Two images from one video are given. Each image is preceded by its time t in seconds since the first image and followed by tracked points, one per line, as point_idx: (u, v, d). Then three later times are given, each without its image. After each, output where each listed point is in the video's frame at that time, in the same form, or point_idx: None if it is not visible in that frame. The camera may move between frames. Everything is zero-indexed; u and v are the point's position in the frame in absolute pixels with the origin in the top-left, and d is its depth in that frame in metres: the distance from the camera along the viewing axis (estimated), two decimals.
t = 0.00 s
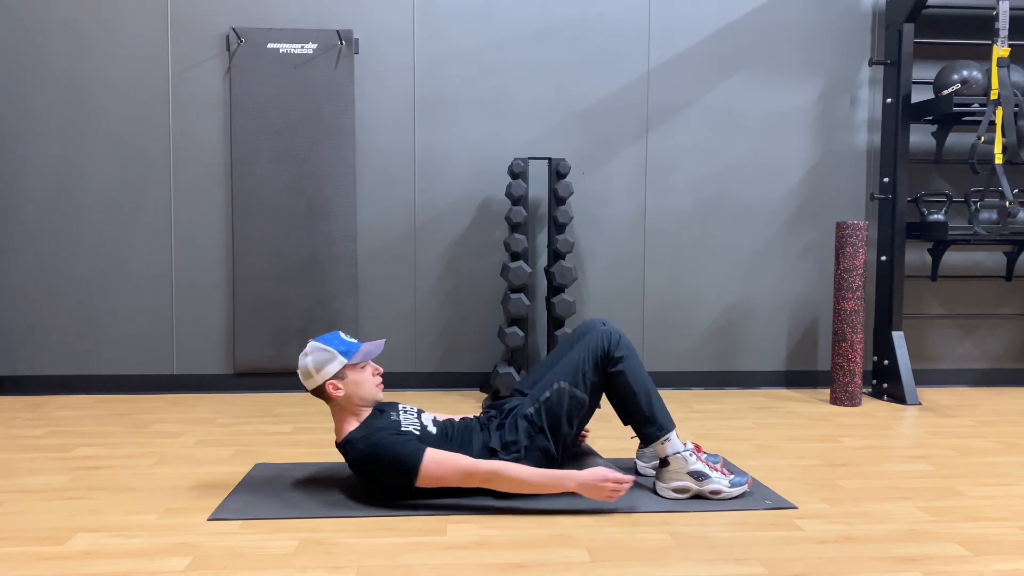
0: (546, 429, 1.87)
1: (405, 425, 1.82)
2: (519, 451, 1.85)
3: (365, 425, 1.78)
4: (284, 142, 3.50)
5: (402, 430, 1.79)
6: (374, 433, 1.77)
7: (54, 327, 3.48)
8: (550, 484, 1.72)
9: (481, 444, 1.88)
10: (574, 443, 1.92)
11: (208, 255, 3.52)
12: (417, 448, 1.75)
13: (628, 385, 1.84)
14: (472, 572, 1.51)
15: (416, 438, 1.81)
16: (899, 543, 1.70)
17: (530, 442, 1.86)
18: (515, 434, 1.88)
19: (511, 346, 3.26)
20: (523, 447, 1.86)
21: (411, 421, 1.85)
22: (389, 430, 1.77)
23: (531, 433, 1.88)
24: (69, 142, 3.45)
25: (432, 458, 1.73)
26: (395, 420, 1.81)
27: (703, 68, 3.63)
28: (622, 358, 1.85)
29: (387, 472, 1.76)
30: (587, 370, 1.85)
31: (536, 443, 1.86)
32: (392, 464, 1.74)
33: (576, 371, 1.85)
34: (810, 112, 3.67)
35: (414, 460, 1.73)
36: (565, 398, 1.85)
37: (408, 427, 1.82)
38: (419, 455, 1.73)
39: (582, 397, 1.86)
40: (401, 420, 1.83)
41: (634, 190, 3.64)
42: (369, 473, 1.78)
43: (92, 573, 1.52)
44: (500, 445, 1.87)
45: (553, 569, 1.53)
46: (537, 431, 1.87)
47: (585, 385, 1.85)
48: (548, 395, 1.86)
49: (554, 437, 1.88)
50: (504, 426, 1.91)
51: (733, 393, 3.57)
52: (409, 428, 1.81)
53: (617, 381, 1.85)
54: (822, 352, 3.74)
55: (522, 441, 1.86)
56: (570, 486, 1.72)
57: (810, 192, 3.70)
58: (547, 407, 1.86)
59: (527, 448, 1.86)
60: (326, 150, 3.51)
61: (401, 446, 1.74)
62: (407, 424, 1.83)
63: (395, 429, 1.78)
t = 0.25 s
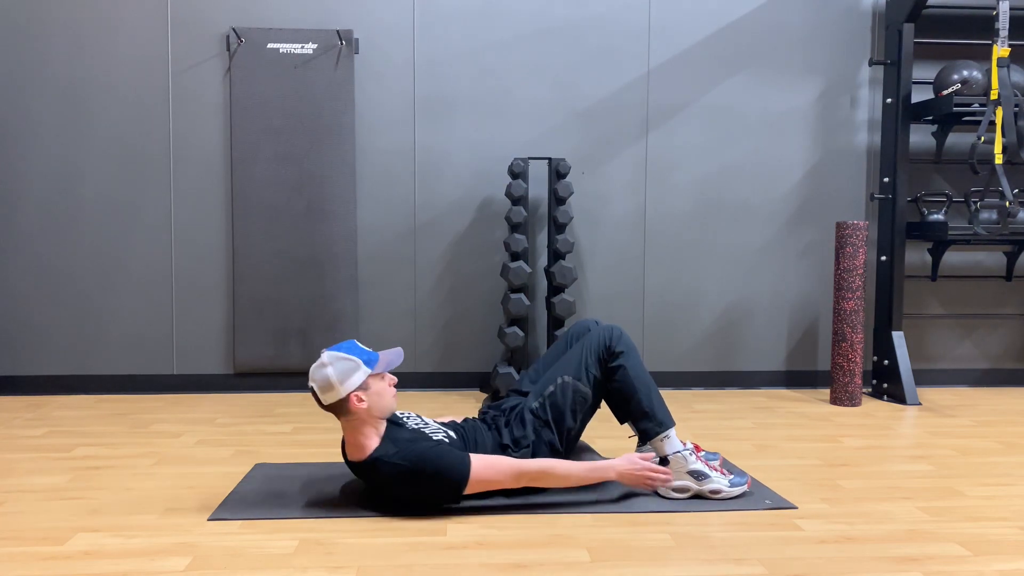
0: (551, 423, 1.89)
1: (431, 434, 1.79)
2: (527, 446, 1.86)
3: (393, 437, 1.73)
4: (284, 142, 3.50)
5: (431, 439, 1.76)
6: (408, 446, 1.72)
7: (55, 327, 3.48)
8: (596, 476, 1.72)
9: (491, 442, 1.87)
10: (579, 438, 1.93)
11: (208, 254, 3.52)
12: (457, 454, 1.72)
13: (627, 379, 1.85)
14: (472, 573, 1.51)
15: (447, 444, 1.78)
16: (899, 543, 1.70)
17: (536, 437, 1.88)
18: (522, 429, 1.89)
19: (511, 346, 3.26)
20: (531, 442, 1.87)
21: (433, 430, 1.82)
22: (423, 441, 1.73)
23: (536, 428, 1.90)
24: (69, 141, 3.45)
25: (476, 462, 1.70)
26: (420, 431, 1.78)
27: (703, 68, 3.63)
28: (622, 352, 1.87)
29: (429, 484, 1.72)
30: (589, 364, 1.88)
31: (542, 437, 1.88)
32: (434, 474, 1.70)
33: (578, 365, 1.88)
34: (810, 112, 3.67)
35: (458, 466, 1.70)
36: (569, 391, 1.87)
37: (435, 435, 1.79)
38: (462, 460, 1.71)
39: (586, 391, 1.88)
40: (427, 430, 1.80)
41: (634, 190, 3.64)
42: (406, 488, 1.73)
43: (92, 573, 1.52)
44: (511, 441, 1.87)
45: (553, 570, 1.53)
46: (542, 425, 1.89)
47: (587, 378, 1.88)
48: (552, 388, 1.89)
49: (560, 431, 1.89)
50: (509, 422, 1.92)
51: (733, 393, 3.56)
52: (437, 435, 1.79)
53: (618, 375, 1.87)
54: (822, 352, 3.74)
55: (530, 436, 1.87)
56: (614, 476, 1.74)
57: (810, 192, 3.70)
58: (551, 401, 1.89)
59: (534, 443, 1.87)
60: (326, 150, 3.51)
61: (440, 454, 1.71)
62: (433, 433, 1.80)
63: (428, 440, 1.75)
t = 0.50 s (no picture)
0: (551, 423, 1.88)
1: (427, 436, 1.78)
2: (528, 447, 1.86)
3: (392, 440, 1.73)
4: (284, 142, 3.49)
5: (428, 441, 1.76)
6: (404, 448, 1.72)
7: (55, 327, 3.48)
8: (591, 474, 1.72)
9: (493, 443, 1.87)
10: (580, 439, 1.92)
11: (207, 254, 3.52)
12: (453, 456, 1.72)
13: (628, 380, 1.85)
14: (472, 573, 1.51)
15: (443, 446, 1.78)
16: (899, 543, 1.70)
17: (537, 437, 1.88)
18: (522, 430, 1.89)
19: (511, 346, 3.26)
20: (532, 443, 1.87)
21: (430, 431, 1.82)
22: (418, 443, 1.73)
23: (536, 428, 1.89)
24: (68, 141, 3.44)
25: (472, 464, 1.70)
26: (416, 432, 1.77)
27: (703, 68, 3.63)
28: (623, 353, 1.87)
29: (425, 485, 1.72)
30: (590, 364, 1.88)
31: (542, 438, 1.88)
32: (429, 476, 1.70)
33: (579, 365, 1.88)
34: (810, 112, 3.67)
35: (454, 469, 1.70)
36: (569, 391, 1.87)
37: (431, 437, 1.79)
38: (457, 463, 1.71)
39: (586, 391, 1.88)
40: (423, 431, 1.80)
41: (634, 190, 3.64)
42: (401, 489, 1.73)
43: (92, 573, 1.52)
44: (512, 443, 1.87)
45: (553, 569, 1.53)
46: (543, 425, 1.89)
47: (588, 379, 1.88)
48: (552, 388, 1.89)
49: (560, 432, 1.89)
50: (510, 423, 1.92)
51: (733, 393, 3.56)
52: (433, 437, 1.78)
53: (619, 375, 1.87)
54: (822, 352, 3.74)
55: (530, 437, 1.87)
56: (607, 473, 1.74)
57: (810, 192, 3.70)
58: (552, 401, 1.89)
59: (535, 444, 1.87)
60: (326, 150, 3.51)
61: (436, 457, 1.71)
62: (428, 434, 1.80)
63: (423, 441, 1.74)
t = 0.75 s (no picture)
0: (550, 428, 1.85)
1: (402, 424, 1.81)
2: (522, 451, 1.85)
3: (365, 425, 1.76)
4: (284, 142, 3.50)
5: (398, 429, 1.77)
6: (371, 433, 1.75)
7: (55, 327, 3.48)
8: (550, 481, 1.72)
9: (483, 448, 1.86)
10: (577, 443, 1.90)
11: (207, 254, 3.52)
12: (414, 447, 1.74)
13: (631, 384, 1.85)
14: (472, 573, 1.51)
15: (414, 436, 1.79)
16: (899, 543, 1.70)
17: (533, 442, 1.86)
18: (518, 434, 1.87)
19: (511, 346, 3.26)
20: (527, 448, 1.86)
21: (407, 420, 1.84)
22: (384, 429, 1.75)
23: (533, 432, 1.87)
24: (68, 141, 3.44)
25: (428, 457, 1.71)
26: (391, 420, 1.80)
27: (703, 68, 3.63)
28: (626, 356, 1.85)
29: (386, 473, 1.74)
30: (591, 369, 1.84)
31: (539, 443, 1.86)
32: (388, 465, 1.72)
33: (580, 370, 1.84)
34: (809, 113, 3.67)
35: (412, 461, 1.71)
36: (569, 397, 1.84)
37: (405, 426, 1.81)
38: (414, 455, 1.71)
39: (587, 396, 1.85)
40: (397, 420, 1.81)
41: (634, 190, 3.64)
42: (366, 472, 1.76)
43: (93, 573, 1.52)
44: (504, 448, 1.86)
45: (553, 569, 1.53)
46: (540, 430, 1.87)
47: (589, 383, 1.84)
48: (551, 393, 1.85)
49: (558, 437, 1.86)
50: (506, 427, 1.90)
51: (733, 393, 3.56)
52: (405, 426, 1.80)
53: (621, 379, 1.85)
54: (822, 352, 3.74)
55: (525, 442, 1.86)
56: (567, 483, 1.72)
57: (810, 192, 3.70)
58: (551, 406, 1.85)
59: (529, 449, 1.86)
60: (326, 150, 3.51)
61: (397, 446, 1.72)
62: (403, 424, 1.81)
63: (391, 427, 1.77)
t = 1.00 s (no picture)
0: (542, 433, 1.86)
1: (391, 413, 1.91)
2: (511, 454, 1.85)
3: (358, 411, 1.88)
4: (284, 142, 3.49)
5: (382, 416, 1.87)
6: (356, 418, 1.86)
7: (55, 327, 3.48)
8: (501, 482, 1.70)
9: (473, 449, 1.87)
10: (571, 448, 1.91)
11: (207, 254, 3.52)
12: (387, 431, 1.81)
13: (628, 389, 1.84)
14: (472, 572, 1.51)
15: (397, 424, 1.87)
16: (899, 543, 1.70)
17: (524, 446, 1.86)
18: (509, 438, 1.87)
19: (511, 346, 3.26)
20: (517, 451, 1.86)
21: (400, 412, 1.94)
22: (367, 415, 1.86)
23: (525, 437, 1.87)
24: (68, 141, 3.44)
25: (393, 442, 1.77)
26: (381, 408, 1.91)
27: (703, 68, 3.63)
28: (623, 362, 1.85)
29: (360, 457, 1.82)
30: (587, 374, 1.84)
31: (530, 447, 1.86)
32: (361, 448, 1.80)
33: (575, 375, 1.84)
34: (809, 113, 3.67)
35: (377, 445, 1.77)
36: (563, 403, 1.83)
37: (393, 415, 1.90)
38: (383, 439, 1.78)
39: (581, 402, 1.84)
40: (388, 410, 1.91)
41: (634, 189, 3.64)
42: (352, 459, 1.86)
43: (92, 573, 1.52)
44: (492, 450, 1.86)
45: (552, 569, 1.53)
46: (531, 435, 1.87)
47: (583, 389, 1.84)
48: (545, 399, 1.85)
49: (550, 442, 1.86)
50: (499, 429, 1.91)
51: (733, 393, 3.56)
52: (392, 415, 1.89)
53: (618, 385, 1.85)
54: (822, 352, 3.74)
55: (515, 445, 1.86)
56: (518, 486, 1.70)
57: (810, 192, 3.70)
58: (544, 412, 1.85)
59: (520, 452, 1.86)
60: (326, 150, 3.51)
61: (371, 431, 1.81)
62: (391, 414, 1.91)
63: (375, 414, 1.87)
